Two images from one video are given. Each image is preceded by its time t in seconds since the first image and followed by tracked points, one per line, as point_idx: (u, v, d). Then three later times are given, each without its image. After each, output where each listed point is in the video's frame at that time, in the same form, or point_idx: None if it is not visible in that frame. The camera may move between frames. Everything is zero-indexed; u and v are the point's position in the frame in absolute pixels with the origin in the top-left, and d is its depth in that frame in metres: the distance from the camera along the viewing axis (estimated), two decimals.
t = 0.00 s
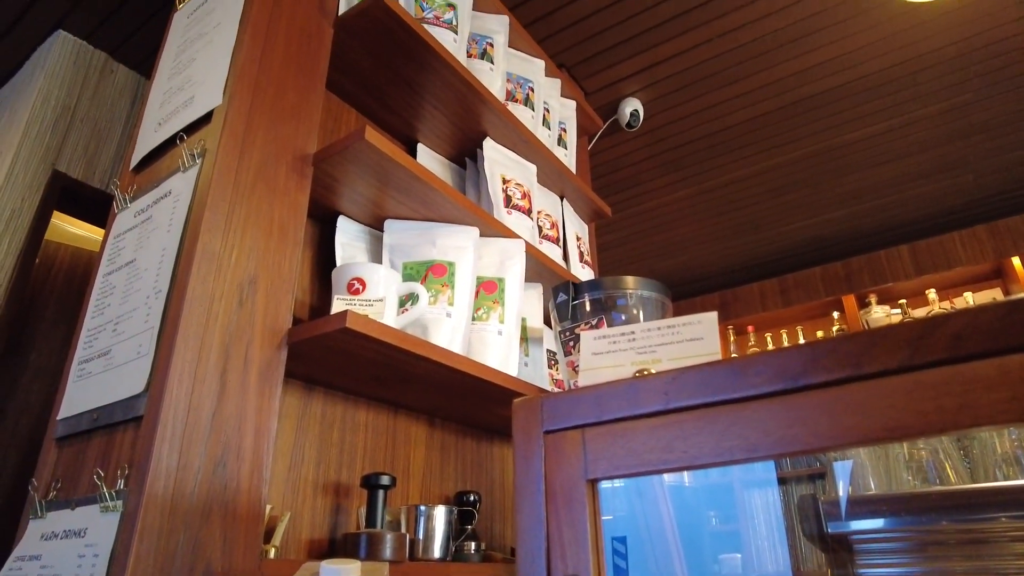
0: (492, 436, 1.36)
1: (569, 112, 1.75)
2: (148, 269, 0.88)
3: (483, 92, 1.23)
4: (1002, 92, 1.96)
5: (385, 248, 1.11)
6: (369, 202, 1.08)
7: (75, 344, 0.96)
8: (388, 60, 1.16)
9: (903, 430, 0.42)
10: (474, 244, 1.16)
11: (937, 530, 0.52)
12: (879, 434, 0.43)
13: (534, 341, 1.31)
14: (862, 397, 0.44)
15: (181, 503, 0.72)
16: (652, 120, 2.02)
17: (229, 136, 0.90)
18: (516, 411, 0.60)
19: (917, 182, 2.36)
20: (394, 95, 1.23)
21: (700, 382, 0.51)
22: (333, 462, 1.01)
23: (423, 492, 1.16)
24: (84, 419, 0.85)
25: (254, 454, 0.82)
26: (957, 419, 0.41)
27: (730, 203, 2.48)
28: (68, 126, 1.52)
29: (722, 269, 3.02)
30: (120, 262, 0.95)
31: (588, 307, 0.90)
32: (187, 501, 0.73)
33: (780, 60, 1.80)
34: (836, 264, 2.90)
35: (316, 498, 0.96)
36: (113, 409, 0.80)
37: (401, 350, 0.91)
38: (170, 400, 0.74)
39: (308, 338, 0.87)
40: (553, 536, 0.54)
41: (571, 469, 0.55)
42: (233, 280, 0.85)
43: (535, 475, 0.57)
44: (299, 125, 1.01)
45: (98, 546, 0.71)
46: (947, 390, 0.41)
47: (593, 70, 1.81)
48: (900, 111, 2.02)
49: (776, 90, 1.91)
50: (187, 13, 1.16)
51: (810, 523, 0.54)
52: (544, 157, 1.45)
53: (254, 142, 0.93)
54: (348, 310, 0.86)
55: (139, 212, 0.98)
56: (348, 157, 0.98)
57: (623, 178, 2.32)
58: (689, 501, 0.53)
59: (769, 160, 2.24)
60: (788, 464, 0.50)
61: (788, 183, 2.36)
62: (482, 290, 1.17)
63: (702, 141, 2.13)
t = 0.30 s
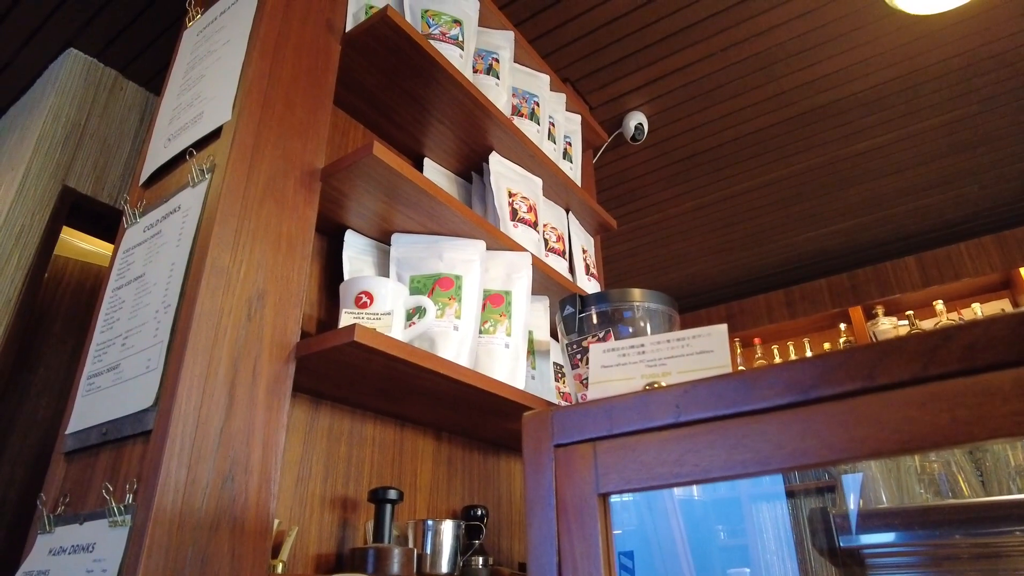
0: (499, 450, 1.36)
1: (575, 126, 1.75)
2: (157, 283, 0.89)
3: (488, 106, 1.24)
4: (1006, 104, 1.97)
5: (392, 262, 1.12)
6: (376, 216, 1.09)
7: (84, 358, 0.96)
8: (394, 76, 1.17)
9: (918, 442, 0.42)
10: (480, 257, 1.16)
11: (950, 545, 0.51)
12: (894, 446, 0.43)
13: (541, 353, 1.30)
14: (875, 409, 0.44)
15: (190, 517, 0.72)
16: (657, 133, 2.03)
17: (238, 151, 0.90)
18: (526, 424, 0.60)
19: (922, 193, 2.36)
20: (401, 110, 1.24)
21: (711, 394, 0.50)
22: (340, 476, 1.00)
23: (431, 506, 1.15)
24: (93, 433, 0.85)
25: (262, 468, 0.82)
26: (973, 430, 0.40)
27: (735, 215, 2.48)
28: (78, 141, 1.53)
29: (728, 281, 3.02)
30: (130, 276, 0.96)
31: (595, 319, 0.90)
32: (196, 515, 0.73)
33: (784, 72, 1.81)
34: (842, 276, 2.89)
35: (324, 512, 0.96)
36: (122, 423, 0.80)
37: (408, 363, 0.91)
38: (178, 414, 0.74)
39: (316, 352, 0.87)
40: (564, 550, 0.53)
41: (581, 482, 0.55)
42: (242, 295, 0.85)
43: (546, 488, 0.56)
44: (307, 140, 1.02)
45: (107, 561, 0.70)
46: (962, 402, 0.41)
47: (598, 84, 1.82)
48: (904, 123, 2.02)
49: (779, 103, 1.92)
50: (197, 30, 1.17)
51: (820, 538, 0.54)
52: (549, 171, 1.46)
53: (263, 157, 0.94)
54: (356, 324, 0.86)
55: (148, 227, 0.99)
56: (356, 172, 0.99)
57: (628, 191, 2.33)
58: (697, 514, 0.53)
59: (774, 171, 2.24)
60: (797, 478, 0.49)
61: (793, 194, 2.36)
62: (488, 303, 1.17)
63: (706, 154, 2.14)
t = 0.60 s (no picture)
0: (507, 457, 1.35)
1: (580, 133, 1.76)
2: (166, 291, 0.89)
3: (494, 114, 1.25)
4: (1013, 108, 1.96)
5: (400, 269, 1.12)
6: (384, 223, 1.09)
7: (94, 366, 0.96)
8: (401, 84, 1.18)
9: (933, 444, 0.41)
10: (488, 264, 1.16)
11: (964, 548, 0.50)
12: (909, 448, 0.42)
13: (548, 360, 1.30)
14: (889, 411, 0.43)
15: (198, 524, 0.72)
16: (662, 140, 2.03)
17: (247, 159, 0.91)
18: (536, 429, 0.60)
19: (930, 199, 2.36)
20: (407, 119, 1.25)
21: (723, 398, 0.50)
22: (348, 484, 1.00)
23: (439, 514, 1.15)
24: (102, 441, 0.85)
25: (271, 475, 0.82)
26: (989, 431, 0.40)
27: (741, 221, 2.48)
28: (88, 152, 1.55)
29: (735, 288, 3.01)
30: (139, 284, 0.96)
31: (603, 325, 0.90)
32: (204, 522, 0.72)
33: (790, 79, 1.81)
34: (850, 282, 2.88)
35: (331, 520, 0.96)
36: (132, 430, 0.80)
37: (416, 369, 0.91)
38: (187, 421, 0.74)
39: (324, 359, 0.87)
40: (576, 555, 0.53)
41: (592, 487, 0.54)
42: (251, 302, 0.86)
43: (557, 493, 0.56)
44: (315, 148, 1.03)
45: (116, 568, 0.70)
46: (977, 403, 0.41)
47: (603, 92, 1.83)
48: (910, 128, 2.02)
49: (784, 109, 1.92)
50: (206, 41, 1.18)
51: (831, 543, 0.54)
52: (556, 178, 1.46)
53: (272, 165, 0.94)
54: (364, 331, 0.86)
55: (158, 235, 0.99)
56: (364, 179, 0.99)
57: (634, 198, 2.33)
58: (705, 522, 0.52)
59: (780, 178, 2.24)
60: (807, 483, 0.49)
61: (799, 201, 2.36)
62: (496, 309, 1.17)
63: (711, 161, 2.14)
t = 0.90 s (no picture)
0: (513, 460, 1.35)
1: (585, 136, 1.76)
2: (174, 294, 0.90)
3: (500, 118, 1.25)
4: (1019, 109, 1.96)
5: (406, 272, 1.12)
6: (390, 226, 1.09)
7: (103, 368, 0.97)
8: (407, 88, 1.18)
9: (940, 437, 0.41)
10: (493, 266, 1.17)
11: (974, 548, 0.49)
12: (916, 442, 0.42)
13: (555, 362, 1.30)
14: (896, 405, 0.43)
15: (207, 525, 0.72)
16: (667, 143, 2.04)
17: (255, 162, 0.92)
18: (543, 428, 0.60)
19: (937, 200, 2.35)
20: (413, 122, 1.25)
21: (730, 393, 0.50)
22: (355, 487, 1.00)
23: (446, 516, 1.15)
24: (111, 442, 0.85)
25: (279, 476, 0.82)
26: (996, 424, 0.40)
27: (747, 224, 2.48)
28: (97, 158, 1.56)
29: (741, 291, 3.00)
30: (147, 287, 0.97)
31: (609, 326, 0.89)
32: (213, 523, 0.73)
33: (795, 80, 1.81)
34: (857, 284, 2.87)
35: (339, 522, 0.96)
36: (141, 432, 0.81)
37: (423, 371, 0.92)
38: (196, 422, 0.74)
39: (331, 361, 0.88)
40: (584, 553, 0.53)
41: (599, 484, 0.54)
42: (258, 304, 0.86)
43: (564, 491, 0.56)
44: (321, 151, 1.03)
45: (126, 568, 0.71)
46: (985, 396, 0.41)
47: (607, 95, 1.84)
48: (916, 129, 2.02)
49: (789, 112, 1.92)
50: (213, 46, 1.19)
51: (839, 545, 0.54)
52: (561, 181, 1.46)
53: (279, 169, 0.95)
54: (371, 332, 0.87)
55: (166, 238, 1.00)
56: (370, 182, 1.00)
57: (639, 201, 2.33)
58: (714, 526, 0.52)
59: (785, 180, 2.23)
60: (815, 485, 0.49)
61: (804, 203, 2.36)
62: (502, 311, 1.17)
63: (716, 164, 2.14)
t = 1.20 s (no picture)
0: (518, 461, 1.36)
1: (588, 138, 1.77)
2: (181, 296, 0.91)
3: (502, 120, 1.26)
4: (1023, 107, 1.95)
5: (411, 274, 1.13)
6: (394, 229, 1.10)
7: (111, 370, 0.98)
8: (410, 91, 1.19)
9: (937, 432, 0.42)
10: (497, 268, 1.17)
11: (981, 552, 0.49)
12: (913, 437, 0.42)
13: (559, 363, 1.30)
14: (894, 401, 0.44)
15: (214, 525, 0.73)
16: (670, 144, 2.04)
17: (260, 166, 0.93)
18: (545, 426, 0.60)
19: (942, 199, 2.34)
20: (416, 125, 1.26)
21: (729, 391, 0.51)
22: (361, 487, 1.01)
23: (451, 517, 1.15)
24: (120, 444, 0.86)
25: (285, 477, 0.83)
26: (993, 419, 0.40)
27: (751, 225, 2.48)
28: (104, 163, 1.58)
29: (746, 291, 3.00)
30: (155, 290, 0.98)
31: (612, 327, 0.90)
32: (220, 523, 0.74)
33: (797, 81, 1.81)
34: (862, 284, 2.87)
35: (345, 523, 0.97)
36: (149, 432, 0.82)
37: (427, 371, 0.92)
38: (203, 423, 0.75)
39: (338, 361, 0.88)
40: (586, 550, 0.53)
41: (601, 482, 0.55)
42: (264, 306, 0.87)
43: (566, 489, 0.56)
44: (326, 155, 1.04)
45: (135, 567, 0.72)
46: (982, 391, 0.41)
47: (610, 97, 1.84)
48: (920, 128, 2.01)
49: (792, 112, 1.92)
50: (218, 52, 1.20)
51: (845, 544, 0.53)
52: (564, 183, 1.47)
53: (284, 172, 0.96)
54: (376, 333, 0.87)
55: (173, 242, 1.01)
56: (375, 185, 1.01)
57: (643, 203, 2.34)
58: (720, 527, 0.53)
59: (789, 180, 2.23)
60: (820, 485, 0.50)
61: (808, 203, 2.36)
62: (506, 313, 1.18)
63: (719, 165, 2.15)
